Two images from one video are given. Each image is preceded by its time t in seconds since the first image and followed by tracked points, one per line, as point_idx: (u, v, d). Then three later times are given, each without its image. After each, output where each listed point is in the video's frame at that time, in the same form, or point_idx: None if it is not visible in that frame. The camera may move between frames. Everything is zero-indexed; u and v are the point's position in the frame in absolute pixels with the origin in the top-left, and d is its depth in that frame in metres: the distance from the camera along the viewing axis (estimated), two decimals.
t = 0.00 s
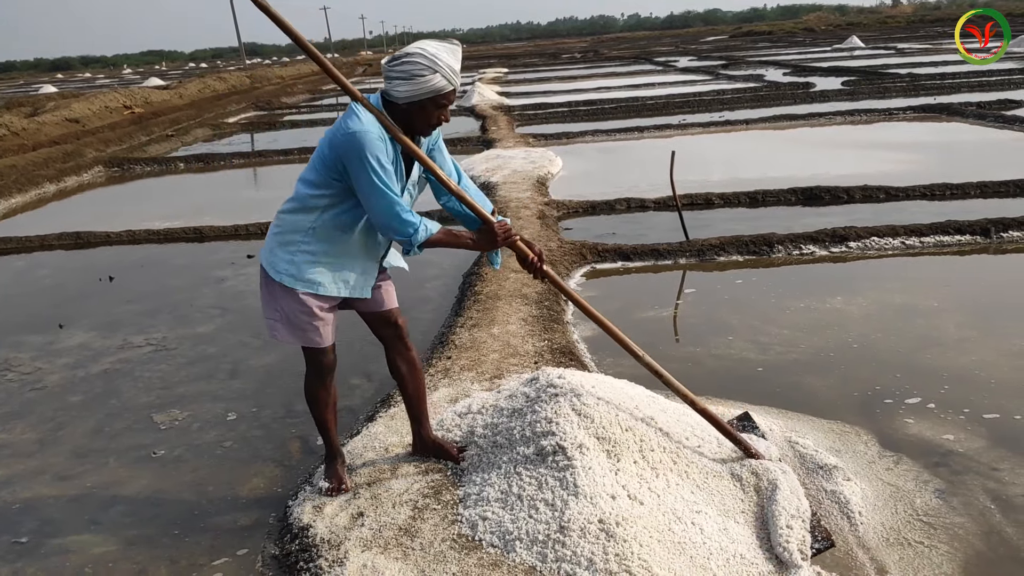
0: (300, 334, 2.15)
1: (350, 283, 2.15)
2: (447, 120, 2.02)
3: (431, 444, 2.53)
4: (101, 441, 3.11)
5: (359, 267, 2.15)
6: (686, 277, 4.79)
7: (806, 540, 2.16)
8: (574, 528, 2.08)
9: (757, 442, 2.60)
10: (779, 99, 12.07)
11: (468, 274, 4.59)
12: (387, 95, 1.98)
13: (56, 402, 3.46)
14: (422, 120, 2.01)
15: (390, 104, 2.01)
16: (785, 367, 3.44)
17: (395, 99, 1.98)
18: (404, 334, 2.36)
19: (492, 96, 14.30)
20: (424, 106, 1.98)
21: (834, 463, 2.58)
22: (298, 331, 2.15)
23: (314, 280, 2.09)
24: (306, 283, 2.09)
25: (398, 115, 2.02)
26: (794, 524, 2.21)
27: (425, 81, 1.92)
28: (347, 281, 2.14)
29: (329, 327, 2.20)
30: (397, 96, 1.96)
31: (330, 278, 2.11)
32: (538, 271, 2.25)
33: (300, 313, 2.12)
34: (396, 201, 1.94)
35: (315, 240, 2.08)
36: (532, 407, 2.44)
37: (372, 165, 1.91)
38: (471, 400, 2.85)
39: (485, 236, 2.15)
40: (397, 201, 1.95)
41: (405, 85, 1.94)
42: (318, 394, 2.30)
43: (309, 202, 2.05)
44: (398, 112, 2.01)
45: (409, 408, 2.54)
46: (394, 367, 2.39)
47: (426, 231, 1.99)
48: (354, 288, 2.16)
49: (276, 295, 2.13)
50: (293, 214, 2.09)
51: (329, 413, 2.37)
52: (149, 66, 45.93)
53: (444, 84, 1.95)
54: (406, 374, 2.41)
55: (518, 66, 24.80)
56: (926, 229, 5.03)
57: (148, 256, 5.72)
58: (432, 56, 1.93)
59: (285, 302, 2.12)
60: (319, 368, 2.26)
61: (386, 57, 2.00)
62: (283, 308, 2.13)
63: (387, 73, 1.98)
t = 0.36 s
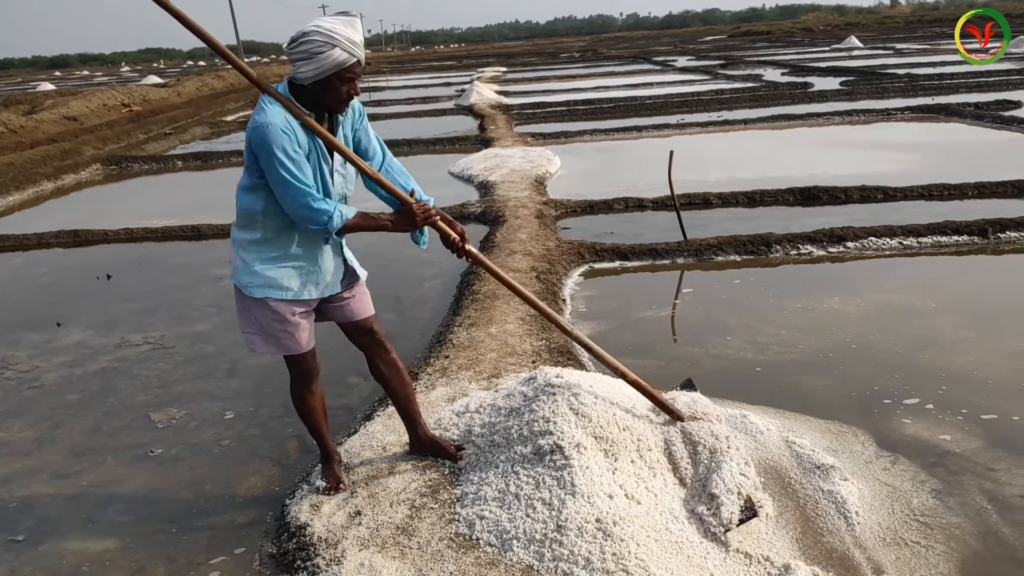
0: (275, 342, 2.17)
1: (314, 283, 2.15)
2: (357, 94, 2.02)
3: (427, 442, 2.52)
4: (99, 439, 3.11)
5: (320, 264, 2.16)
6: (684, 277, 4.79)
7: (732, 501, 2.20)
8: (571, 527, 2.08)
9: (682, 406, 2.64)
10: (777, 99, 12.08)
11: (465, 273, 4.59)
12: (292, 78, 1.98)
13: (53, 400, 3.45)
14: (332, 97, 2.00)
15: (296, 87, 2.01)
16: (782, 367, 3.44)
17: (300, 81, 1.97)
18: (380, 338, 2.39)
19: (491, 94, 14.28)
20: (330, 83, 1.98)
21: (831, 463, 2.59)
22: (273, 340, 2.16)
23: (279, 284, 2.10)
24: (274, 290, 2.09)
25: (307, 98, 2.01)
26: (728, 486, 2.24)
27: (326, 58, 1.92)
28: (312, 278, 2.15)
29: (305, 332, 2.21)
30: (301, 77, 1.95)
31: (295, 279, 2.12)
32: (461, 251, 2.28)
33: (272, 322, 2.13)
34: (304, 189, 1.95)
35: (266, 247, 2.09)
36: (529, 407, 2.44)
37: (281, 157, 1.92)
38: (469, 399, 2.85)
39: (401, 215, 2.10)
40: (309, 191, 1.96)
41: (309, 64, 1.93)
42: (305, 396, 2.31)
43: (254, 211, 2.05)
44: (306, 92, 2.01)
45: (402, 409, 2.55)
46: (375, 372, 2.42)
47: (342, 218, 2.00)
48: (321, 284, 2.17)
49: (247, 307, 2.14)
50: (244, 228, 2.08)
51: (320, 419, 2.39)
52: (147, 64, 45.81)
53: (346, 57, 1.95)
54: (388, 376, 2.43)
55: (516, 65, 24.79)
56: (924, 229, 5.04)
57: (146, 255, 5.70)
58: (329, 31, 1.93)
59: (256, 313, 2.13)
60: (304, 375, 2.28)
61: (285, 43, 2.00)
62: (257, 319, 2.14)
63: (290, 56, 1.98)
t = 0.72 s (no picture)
0: (264, 342, 2.17)
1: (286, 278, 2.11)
2: (317, 80, 1.99)
3: (425, 442, 2.53)
4: (96, 438, 3.11)
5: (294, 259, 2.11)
6: (682, 276, 4.79)
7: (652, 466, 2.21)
8: (568, 527, 2.09)
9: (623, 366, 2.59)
10: (776, 99, 12.09)
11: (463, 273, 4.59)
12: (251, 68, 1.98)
13: (50, 399, 3.45)
14: (290, 85, 1.98)
15: (257, 77, 2.01)
16: (779, 367, 3.45)
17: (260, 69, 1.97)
18: (386, 336, 2.38)
19: (490, 94, 14.28)
20: (288, 69, 1.96)
21: (828, 463, 2.59)
22: (262, 339, 2.16)
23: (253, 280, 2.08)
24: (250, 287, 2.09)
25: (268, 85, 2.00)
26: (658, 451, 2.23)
27: (282, 42, 1.90)
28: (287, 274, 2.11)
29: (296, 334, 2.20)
30: (259, 65, 1.94)
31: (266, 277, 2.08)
32: (426, 263, 2.31)
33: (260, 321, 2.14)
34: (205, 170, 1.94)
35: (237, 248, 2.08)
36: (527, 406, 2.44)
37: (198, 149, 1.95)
38: (468, 399, 2.85)
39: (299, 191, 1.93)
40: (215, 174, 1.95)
41: (265, 51, 1.92)
42: (299, 396, 2.30)
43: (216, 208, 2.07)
44: (267, 81, 2.00)
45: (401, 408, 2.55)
46: (381, 371, 2.42)
47: (237, 201, 1.94)
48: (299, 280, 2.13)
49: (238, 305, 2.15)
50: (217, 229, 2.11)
51: (314, 417, 2.37)
52: (145, 63, 45.84)
53: (303, 42, 1.93)
54: (393, 375, 2.43)
55: (515, 64, 24.78)
56: (922, 229, 5.05)
57: (144, 253, 5.70)
58: (286, 18, 1.92)
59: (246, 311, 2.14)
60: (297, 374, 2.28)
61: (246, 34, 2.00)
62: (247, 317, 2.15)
63: (249, 46, 1.97)
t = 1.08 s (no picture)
0: (275, 338, 2.20)
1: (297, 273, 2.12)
2: (348, 76, 2.02)
3: (425, 441, 2.53)
4: (95, 437, 3.11)
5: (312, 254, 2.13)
6: (681, 276, 4.80)
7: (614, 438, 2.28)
8: (566, 527, 2.11)
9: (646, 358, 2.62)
10: (775, 99, 12.09)
11: (463, 272, 4.59)
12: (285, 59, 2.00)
13: (49, 398, 3.45)
14: (322, 78, 2.00)
15: (289, 67, 2.02)
16: (778, 368, 3.45)
17: (293, 61, 1.99)
18: (403, 334, 2.39)
19: (489, 93, 14.28)
20: (321, 62, 1.98)
21: (827, 463, 2.60)
22: (273, 335, 2.19)
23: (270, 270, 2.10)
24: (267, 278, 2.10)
25: (299, 77, 2.02)
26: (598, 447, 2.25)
27: (318, 37, 1.93)
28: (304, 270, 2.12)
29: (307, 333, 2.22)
30: (294, 57, 1.97)
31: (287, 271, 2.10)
32: (367, 278, 2.19)
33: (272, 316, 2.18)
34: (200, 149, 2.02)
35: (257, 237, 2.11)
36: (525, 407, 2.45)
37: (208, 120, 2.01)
38: (466, 399, 2.86)
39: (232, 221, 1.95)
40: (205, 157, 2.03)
41: (298, 44, 1.95)
42: (303, 393, 2.30)
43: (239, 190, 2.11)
44: (299, 74, 2.01)
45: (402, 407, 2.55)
46: (392, 369, 2.43)
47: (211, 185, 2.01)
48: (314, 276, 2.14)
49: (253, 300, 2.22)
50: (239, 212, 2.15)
51: (317, 414, 2.37)
52: (144, 61, 45.81)
53: (337, 37, 1.96)
54: (404, 374, 2.44)
55: (514, 64, 24.77)
56: (921, 230, 5.05)
57: (143, 253, 5.70)
58: (321, 11, 1.94)
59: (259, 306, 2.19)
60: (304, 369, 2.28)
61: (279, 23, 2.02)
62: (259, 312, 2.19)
63: (283, 37, 1.99)
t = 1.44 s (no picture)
0: (291, 335, 2.19)
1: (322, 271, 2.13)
2: (380, 67, 2.04)
3: (424, 442, 2.54)
4: (94, 438, 3.11)
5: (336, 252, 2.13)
6: (680, 276, 4.80)
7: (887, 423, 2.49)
8: (565, 527, 2.10)
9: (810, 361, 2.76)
10: (775, 98, 12.09)
11: (462, 272, 4.60)
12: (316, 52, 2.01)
13: (48, 398, 3.45)
14: (354, 71, 2.02)
15: (319, 61, 2.04)
16: (777, 368, 3.45)
17: (325, 54, 2.00)
18: (420, 336, 2.40)
19: (488, 93, 14.28)
20: (354, 55, 2.00)
21: (825, 463, 2.60)
22: (288, 332, 2.19)
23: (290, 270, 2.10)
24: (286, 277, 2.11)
25: (330, 71, 2.03)
26: (590, 455, 2.23)
27: (352, 28, 1.96)
28: (326, 269, 2.13)
29: (324, 332, 2.23)
30: (327, 49, 1.98)
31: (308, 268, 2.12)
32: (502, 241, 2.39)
33: (291, 313, 2.17)
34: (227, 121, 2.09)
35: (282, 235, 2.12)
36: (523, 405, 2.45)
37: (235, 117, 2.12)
38: (464, 399, 2.87)
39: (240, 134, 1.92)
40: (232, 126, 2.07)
41: (332, 36, 1.97)
42: (311, 392, 2.31)
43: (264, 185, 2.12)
44: (331, 68, 2.02)
45: (405, 407, 2.56)
46: (402, 370, 2.43)
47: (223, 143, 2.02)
48: (336, 275, 2.15)
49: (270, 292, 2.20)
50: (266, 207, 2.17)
51: (321, 413, 2.37)
52: (144, 61, 45.82)
53: (371, 28, 1.99)
54: (413, 375, 2.43)
55: (514, 64, 24.76)
56: (920, 230, 5.05)
57: (142, 253, 5.70)
58: (354, 3, 1.97)
59: (277, 300, 2.17)
60: (314, 366, 2.29)
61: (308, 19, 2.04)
62: (276, 306, 2.18)
63: (314, 30, 2.01)
